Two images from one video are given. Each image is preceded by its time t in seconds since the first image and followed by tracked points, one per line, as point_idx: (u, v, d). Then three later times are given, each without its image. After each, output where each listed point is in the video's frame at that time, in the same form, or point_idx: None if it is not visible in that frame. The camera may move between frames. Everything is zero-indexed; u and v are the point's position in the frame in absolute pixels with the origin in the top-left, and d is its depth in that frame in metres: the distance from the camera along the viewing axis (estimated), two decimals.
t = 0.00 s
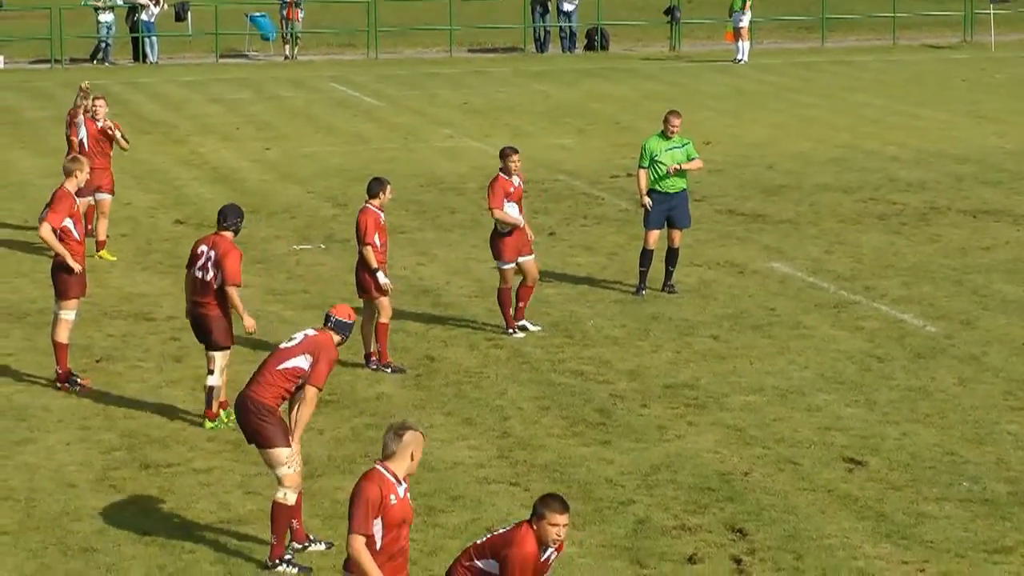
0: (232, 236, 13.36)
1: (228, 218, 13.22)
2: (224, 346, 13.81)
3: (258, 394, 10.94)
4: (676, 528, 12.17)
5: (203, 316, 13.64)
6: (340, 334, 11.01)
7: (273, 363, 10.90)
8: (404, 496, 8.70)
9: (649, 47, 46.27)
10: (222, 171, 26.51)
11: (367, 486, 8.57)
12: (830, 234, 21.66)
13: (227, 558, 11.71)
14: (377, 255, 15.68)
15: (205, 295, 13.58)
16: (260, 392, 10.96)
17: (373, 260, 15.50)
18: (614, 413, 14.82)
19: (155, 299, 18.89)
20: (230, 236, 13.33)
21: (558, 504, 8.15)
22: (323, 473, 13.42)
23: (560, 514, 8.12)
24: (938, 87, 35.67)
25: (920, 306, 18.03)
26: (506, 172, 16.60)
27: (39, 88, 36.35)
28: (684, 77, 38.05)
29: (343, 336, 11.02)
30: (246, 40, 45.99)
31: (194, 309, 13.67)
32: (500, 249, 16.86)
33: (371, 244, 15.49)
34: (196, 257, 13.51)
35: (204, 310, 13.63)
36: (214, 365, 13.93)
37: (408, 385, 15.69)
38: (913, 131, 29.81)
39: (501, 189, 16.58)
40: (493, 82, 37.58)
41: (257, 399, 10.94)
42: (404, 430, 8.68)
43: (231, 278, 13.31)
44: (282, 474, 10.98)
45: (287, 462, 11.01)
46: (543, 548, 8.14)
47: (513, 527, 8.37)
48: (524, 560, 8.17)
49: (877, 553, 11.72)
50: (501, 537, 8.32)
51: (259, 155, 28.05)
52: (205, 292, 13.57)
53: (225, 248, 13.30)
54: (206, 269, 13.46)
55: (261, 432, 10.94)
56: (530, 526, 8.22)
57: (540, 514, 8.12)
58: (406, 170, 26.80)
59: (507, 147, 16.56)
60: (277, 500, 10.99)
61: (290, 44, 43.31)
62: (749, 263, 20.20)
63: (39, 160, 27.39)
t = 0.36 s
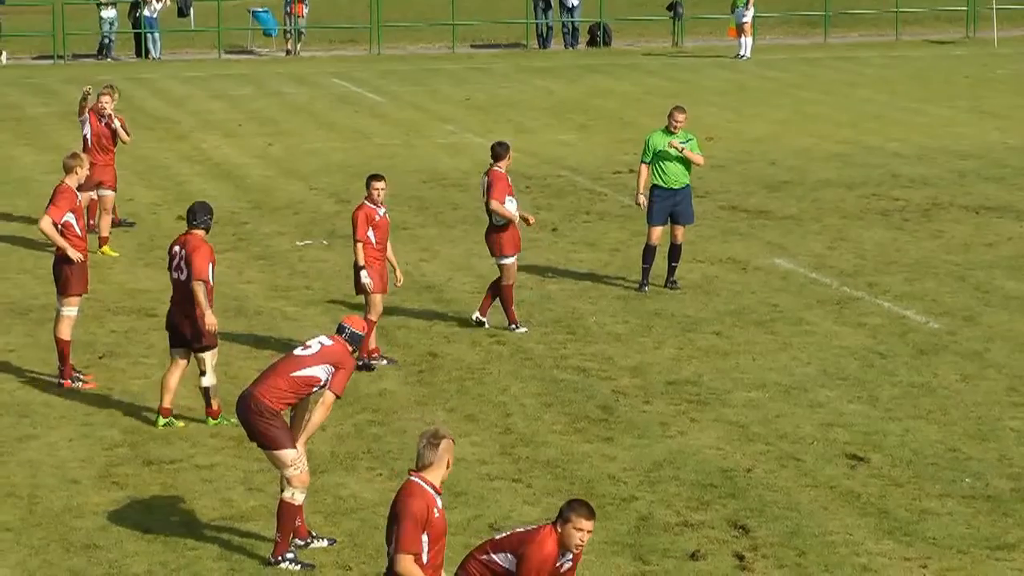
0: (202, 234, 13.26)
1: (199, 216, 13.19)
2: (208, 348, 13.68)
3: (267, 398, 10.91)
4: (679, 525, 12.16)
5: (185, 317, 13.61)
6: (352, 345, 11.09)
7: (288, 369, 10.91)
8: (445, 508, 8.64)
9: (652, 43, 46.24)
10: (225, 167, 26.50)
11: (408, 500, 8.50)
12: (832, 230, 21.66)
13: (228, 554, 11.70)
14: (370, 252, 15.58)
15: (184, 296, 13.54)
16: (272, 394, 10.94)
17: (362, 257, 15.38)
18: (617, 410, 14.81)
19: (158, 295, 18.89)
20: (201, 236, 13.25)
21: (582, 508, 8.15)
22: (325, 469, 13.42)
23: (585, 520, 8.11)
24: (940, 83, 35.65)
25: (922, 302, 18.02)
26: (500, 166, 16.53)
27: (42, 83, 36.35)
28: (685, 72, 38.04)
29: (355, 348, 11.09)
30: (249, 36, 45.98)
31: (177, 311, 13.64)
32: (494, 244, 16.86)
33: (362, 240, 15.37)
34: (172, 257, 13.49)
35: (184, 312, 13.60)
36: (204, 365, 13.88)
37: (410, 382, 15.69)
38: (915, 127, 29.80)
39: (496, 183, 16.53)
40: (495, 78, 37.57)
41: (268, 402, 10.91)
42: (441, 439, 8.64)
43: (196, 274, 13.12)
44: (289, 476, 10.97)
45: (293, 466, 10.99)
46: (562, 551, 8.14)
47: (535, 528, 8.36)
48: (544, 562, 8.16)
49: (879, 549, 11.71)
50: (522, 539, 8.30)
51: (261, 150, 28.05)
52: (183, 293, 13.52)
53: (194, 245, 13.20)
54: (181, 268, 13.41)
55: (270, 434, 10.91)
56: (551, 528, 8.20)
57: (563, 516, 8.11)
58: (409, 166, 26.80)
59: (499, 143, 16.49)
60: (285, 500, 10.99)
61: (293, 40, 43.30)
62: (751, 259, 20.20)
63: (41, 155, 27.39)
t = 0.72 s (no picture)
0: (186, 232, 13.31)
1: (183, 215, 13.23)
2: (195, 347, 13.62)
3: (280, 399, 10.90)
4: (688, 525, 12.15)
5: (165, 317, 13.51)
6: (367, 347, 11.12)
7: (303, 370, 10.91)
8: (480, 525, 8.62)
9: (662, 43, 46.20)
10: (234, 167, 26.51)
11: (449, 521, 8.45)
12: (842, 231, 21.64)
13: (239, 553, 11.71)
14: (369, 256, 15.50)
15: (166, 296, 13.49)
16: (285, 395, 10.93)
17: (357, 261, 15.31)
18: (626, 409, 14.81)
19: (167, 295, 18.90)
20: (184, 233, 13.30)
21: (614, 512, 8.39)
22: (335, 468, 13.43)
23: (617, 525, 8.35)
24: (949, 84, 35.63)
25: (932, 302, 18.01)
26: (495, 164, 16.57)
27: (52, 84, 36.38)
28: (695, 73, 38.01)
29: (370, 350, 11.12)
30: (259, 36, 45.98)
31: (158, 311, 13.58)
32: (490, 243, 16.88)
33: (356, 245, 15.31)
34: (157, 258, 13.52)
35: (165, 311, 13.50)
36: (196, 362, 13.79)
37: (420, 382, 15.69)
38: (924, 127, 29.78)
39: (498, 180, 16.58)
40: (505, 78, 37.58)
41: (281, 402, 10.89)
42: (475, 454, 8.62)
43: (180, 270, 13.17)
44: (301, 477, 10.96)
45: (303, 467, 10.98)
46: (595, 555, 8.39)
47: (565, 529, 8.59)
48: (577, 564, 8.43)
49: (889, 550, 11.70)
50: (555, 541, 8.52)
51: (271, 150, 28.06)
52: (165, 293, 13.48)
53: (179, 243, 13.24)
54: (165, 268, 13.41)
55: (282, 434, 10.89)
56: (583, 531, 8.45)
57: (597, 521, 8.35)
58: (418, 167, 26.80)
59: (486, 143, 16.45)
60: (295, 500, 11.01)
61: (303, 40, 43.29)
62: (761, 260, 20.19)
63: (50, 155, 27.41)
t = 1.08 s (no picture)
0: (181, 238, 13.30)
1: (178, 221, 13.21)
2: (177, 355, 13.56)
3: (291, 400, 10.93)
4: (699, 526, 12.15)
5: (161, 322, 13.50)
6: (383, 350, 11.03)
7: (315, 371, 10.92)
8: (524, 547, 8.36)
9: (673, 43, 46.23)
10: (245, 168, 26.53)
11: (502, 543, 8.16)
12: (854, 232, 21.63)
13: (250, 553, 11.72)
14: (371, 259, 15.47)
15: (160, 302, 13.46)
16: (297, 394, 10.96)
17: (355, 264, 15.29)
18: (638, 410, 14.81)
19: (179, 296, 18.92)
20: (180, 239, 13.29)
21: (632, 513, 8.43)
22: (346, 469, 13.44)
23: (636, 527, 8.40)
24: (960, 84, 35.60)
25: (944, 302, 18.00)
26: (499, 164, 16.63)
27: (64, 84, 36.44)
28: (706, 73, 38.01)
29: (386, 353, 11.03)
30: (270, 36, 46.03)
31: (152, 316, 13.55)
32: (494, 242, 16.93)
33: (356, 249, 15.28)
34: (150, 264, 13.45)
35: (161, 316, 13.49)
36: (169, 372, 13.63)
37: (431, 382, 15.69)
38: (935, 128, 29.77)
39: (505, 178, 16.62)
40: (516, 79, 37.60)
41: (292, 402, 10.92)
42: (517, 474, 8.38)
43: (180, 279, 13.17)
44: (312, 477, 10.97)
45: (315, 467, 10.97)
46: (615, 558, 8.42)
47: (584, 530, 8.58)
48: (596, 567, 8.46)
49: (900, 551, 11.69)
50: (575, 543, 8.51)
51: (282, 151, 28.08)
52: (159, 298, 13.45)
53: (175, 250, 13.19)
54: (161, 274, 13.36)
55: (292, 434, 10.91)
56: (602, 533, 8.47)
57: (616, 523, 8.39)
58: (429, 167, 26.81)
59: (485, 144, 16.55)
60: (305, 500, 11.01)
61: (315, 41, 43.35)
62: (772, 260, 20.18)
63: (61, 155, 27.45)
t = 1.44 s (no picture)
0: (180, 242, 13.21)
1: (178, 225, 13.11)
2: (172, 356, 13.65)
3: (302, 400, 10.89)
4: (711, 526, 12.13)
5: (155, 323, 13.50)
6: (393, 349, 11.08)
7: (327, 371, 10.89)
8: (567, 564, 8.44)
9: (685, 44, 46.19)
10: (257, 167, 26.54)
11: (544, 560, 8.26)
12: (866, 232, 21.60)
13: (261, 553, 11.71)
14: (382, 264, 15.39)
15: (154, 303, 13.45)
16: (310, 394, 10.92)
17: (367, 266, 15.25)
18: (650, 410, 14.79)
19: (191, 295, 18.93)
20: (178, 243, 13.20)
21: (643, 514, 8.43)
22: (358, 469, 13.43)
23: (649, 529, 8.41)
24: (974, 84, 35.55)
25: (957, 303, 17.98)
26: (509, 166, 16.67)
27: (76, 83, 36.48)
28: (718, 73, 37.97)
29: (396, 351, 11.09)
30: (283, 37, 46.05)
31: (144, 314, 13.53)
32: (493, 245, 16.85)
33: (367, 251, 15.26)
34: (145, 264, 13.35)
35: (155, 317, 13.48)
36: (166, 375, 13.73)
37: (443, 382, 15.68)
38: (947, 128, 29.74)
39: (516, 181, 16.67)
40: (529, 78, 37.59)
41: (305, 402, 10.88)
42: (560, 490, 8.47)
43: (178, 287, 13.13)
44: (324, 476, 10.94)
45: (328, 466, 10.95)
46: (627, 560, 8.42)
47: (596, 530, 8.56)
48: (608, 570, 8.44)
49: (912, 551, 11.67)
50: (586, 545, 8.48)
51: (294, 151, 28.08)
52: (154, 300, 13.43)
53: (174, 256, 13.12)
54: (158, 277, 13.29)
55: (304, 434, 10.88)
56: (615, 535, 8.46)
57: (630, 526, 8.38)
58: (441, 167, 26.79)
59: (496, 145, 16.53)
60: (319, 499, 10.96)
61: (328, 40, 43.36)
62: (785, 261, 20.15)
63: (73, 155, 27.48)
